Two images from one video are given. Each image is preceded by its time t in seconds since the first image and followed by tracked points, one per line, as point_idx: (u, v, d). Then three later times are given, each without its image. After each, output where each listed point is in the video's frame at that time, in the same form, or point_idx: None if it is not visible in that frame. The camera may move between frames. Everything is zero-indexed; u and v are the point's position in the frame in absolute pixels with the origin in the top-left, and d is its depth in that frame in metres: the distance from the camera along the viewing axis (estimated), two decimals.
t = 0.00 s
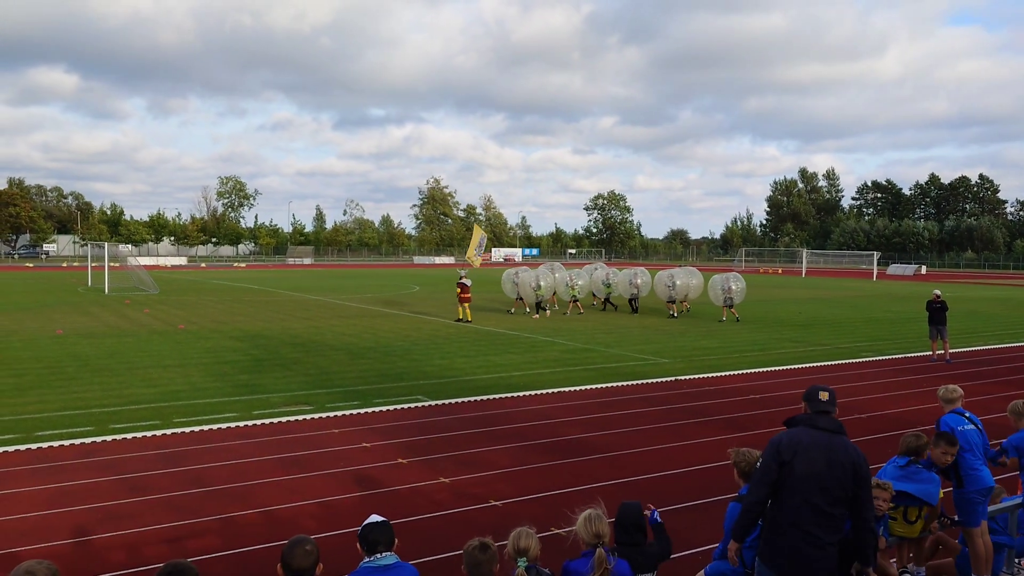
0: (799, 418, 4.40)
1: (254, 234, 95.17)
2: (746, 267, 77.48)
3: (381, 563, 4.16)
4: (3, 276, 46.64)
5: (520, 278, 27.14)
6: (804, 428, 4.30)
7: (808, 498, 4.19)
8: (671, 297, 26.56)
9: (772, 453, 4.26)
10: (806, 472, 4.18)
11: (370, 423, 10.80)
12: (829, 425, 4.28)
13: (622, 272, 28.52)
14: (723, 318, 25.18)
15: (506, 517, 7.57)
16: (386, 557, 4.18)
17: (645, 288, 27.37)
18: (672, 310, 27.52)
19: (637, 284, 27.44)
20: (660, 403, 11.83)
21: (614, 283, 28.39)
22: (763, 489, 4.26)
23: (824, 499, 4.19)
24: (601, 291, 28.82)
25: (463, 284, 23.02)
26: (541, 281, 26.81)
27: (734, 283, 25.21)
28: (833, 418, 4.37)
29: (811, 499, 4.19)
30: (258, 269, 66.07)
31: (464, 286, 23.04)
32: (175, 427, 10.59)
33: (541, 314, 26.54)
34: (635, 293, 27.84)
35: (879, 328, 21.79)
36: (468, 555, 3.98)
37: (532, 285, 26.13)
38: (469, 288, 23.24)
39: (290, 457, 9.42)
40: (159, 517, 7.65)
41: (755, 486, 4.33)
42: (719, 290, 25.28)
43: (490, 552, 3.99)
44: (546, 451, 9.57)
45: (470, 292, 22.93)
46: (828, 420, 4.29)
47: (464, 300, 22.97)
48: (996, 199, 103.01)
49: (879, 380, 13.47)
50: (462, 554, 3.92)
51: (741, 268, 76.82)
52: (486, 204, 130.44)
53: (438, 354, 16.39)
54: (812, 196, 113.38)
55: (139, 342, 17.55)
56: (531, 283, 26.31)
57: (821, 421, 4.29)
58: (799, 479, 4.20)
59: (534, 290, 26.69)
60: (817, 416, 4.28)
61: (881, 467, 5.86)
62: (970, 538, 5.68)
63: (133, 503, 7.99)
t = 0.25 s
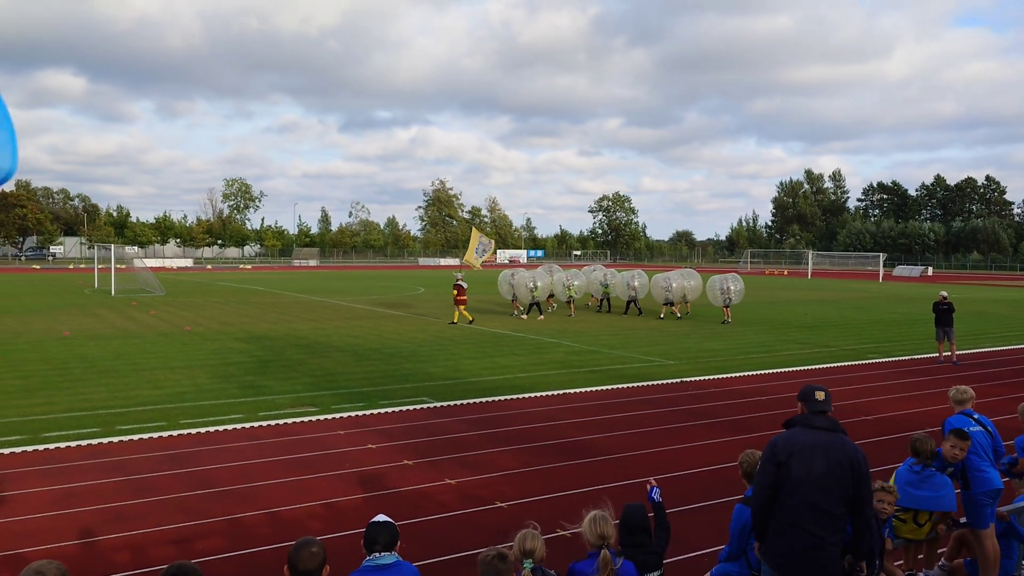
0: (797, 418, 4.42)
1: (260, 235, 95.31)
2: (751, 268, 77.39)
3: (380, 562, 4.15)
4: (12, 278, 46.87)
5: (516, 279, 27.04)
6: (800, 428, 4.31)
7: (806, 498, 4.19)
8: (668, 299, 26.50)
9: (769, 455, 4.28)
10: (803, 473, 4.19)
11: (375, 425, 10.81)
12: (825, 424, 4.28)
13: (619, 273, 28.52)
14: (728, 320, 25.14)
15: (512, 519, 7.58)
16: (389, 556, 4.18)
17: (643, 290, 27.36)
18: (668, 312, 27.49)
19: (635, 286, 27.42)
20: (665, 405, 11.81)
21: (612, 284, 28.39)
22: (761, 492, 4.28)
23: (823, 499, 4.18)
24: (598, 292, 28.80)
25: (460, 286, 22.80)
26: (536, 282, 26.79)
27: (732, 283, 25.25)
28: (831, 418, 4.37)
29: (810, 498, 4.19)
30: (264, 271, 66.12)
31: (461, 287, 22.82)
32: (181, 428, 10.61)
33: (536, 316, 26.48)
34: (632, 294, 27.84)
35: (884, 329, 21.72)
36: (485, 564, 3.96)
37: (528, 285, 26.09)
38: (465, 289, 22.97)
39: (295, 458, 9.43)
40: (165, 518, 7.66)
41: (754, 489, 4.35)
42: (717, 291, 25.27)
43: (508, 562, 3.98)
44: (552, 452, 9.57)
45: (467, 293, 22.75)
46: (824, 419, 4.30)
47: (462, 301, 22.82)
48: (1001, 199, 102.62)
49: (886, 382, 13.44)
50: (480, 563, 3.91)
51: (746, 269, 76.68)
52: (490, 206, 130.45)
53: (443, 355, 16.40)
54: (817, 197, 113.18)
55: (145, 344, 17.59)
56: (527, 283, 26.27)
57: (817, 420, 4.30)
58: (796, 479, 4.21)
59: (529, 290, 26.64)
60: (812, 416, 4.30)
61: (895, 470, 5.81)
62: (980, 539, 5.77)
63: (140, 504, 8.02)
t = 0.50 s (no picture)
0: (786, 420, 4.43)
1: (263, 237, 95.46)
2: (754, 270, 77.32)
3: (376, 564, 4.15)
4: (17, 279, 47.01)
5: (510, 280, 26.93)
6: (791, 429, 4.32)
7: (805, 498, 4.20)
8: (664, 301, 26.53)
9: (763, 459, 4.26)
10: (798, 473, 4.20)
11: (379, 426, 10.82)
12: (815, 422, 4.30)
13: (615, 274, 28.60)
14: (732, 322, 25.11)
15: (515, 520, 7.58)
16: (387, 557, 4.18)
17: (640, 290, 27.43)
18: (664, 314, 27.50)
19: (632, 286, 27.54)
20: (669, 406, 11.81)
21: (608, 285, 28.45)
22: (758, 495, 4.27)
23: (821, 498, 4.19)
24: (594, 294, 28.81)
25: (456, 287, 22.68)
26: (531, 284, 26.74)
27: (729, 287, 25.21)
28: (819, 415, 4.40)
29: (807, 498, 4.20)
30: (267, 273, 66.21)
31: (457, 289, 22.71)
32: (185, 429, 10.63)
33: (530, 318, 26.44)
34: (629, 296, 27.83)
35: (889, 331, 21.68)
36: (473, 553, 3.99)
37: (522, 287, 26.04)
38: (461, 291, 22.85)
39: (299, 459, 9.44)
40: (169, 519, 7.67)
41: (751, 493, 4.35)
42: (714, 293, 25.24)
43: (495, 552, 4.01)
44: (555, 454, 9.57)
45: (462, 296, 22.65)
46: (814, 418, 4.31)
47: (457, 303, 22.68)
48: (1006, 201, 102.34)
49: (890, 384, 13.42)
50: (465, 552, 3.96)
51: (749, 271, 76.60)
52: (494, 208, 130.54)
53: (447, 357, 16.40)
54: (821, 199, 113.09)
55: (149, 345, 17.64)
56: (520, 286, 26.20)
57: (807, 420, 4.31)
58: (792, 481, 4.21)
59: (523, 292, 26.56)
60: (802, 415, 4.31)
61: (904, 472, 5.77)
62: (984, 543, 5.76)
63: (144, 505, 8.03)
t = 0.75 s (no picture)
0: (771, 422, 4.47)
1: (269, 238, 95.67)
2: (759, 272, 77.24)
3: (378, 566, 4.13)
4: (24, 280, 47.20)
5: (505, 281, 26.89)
6: (779, 430, 4.37)
7: (802, 497, 4.25)
8: (661, 302, 26.52)
9: (757, 463, 4.28)
10: (792, 473, 4.24)
11: (384, 428, 10.83)
12: (800, 421, 4.37)
13: (613, 276, 28.58)
14: (736, 324, 25.10)
15: (519, 522, 7.57)
16: (388, 559, 4.16)
17: (638, 292, 27.37)
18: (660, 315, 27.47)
19: (629, 289, 27.50)
20: (673, 408, 11.80)
21: (605, 287, 28.43)
22: (755, 500, 4.29)
23: (817, 495, 4.25)
24: (592, 295, 28.81)
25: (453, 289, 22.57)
26: (526, 285, 26.71)
27: (725, 287, 25.18)
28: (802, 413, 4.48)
29: (803, 497, 4.25)
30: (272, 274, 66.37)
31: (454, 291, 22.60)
32: (191, 430, 10.65)
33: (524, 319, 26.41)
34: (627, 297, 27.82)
35: (894, 333, 21.64)
36: (475, 550, 3.97)
37: (516, 288, 26.02)
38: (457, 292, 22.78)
39: (304, 461, 9.45)
40: (175, 520, 7.69)
41: (747, 498, 4.36)
42: (711, 295, 25.22)
43: (498, 549, 3.99)
44: (559, 456, 9.57)
45: (459, 297, 22.59)
46: (798, 417, 4.38)
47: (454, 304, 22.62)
48: (1012, 202, 102.04)
49: (896, 386, 13.39)
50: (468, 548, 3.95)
51: (755, 273, 76.47)
52: (498, 209, 130.62)
53: (452, 358, 16.42)
54: (826, 200, 112.86)
55: (155, 346, 17.68)
56: (515, 286, 26.16)
57: (793, 420, 4.37)
58: (788, 481, 4.25)
59: (518, 293, 26.52)
60: (788, 416, 4.38)
61: (922, 473, 5.60)
62: (989, 545, 5.76)
63: (149, 507, 8.04)
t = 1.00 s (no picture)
0: (763, 424, 4.47)
1: (275, 240, 95.82)
2: (766, 273, 77.02)
3: (385, 568, 4.13)
4: (34, 281, 47.43)
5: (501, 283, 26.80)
6: (770, 433, 4.38)
7: (800, 496, 4.25)
8: (659, 304, 26.52)
9: (751, 468, 4.29)
10: (788, 474, 4.25)
11: (389, 429, 10.85)
12: (791, 421, 4.38)
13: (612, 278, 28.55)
14: (742, 326, 25.04)
15: (524, 523, 7.58)
16: (394, 561, 4.16)
17: (637, 294, 27.32)
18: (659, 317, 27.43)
19: (628, 291, 27.46)
20: (679, 410, 11.79)
21: (604, 289, 28.41)
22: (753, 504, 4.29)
23: (815, 493, 4.26)
24: (590, 297, 28.80)
25: (451, 290, 22.46)
26: (522, 287, 26.67)
27: (723, 289, 25.17)
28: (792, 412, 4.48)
29: (801, 497, 4.26)
30: (279, 276, 66.52)
31: (453, 292, 22.48)
32: (198, 431, 10.68)
33: (522, 321, 26.34)
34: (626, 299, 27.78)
35: (901, 334, 21.56)
36: (485, 553, 3.98)
37: (514, 289, 25.91)
38: (455, 294, 22.70)
39: (309, 462, 9.47)
40: (181, 521, 7.71)
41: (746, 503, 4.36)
42: (709, 296, 25.17)
43: (509, 552, 3.99)
44: (564, 457, 9.57)
45: (457, 299, 22.51)
46: (789, 418, 4.39)
47: (452, 306, 22.54)
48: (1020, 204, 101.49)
49: (903, 388, 13.34)
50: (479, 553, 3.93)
51: (761, 274, 76.28)
52: (505, 210, 130.65)
53: (458, 360, 16.42)
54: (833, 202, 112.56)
55: (163, 348, 17.74)
56: (512, 288, 26.10)
57: (784, 421, 4.38)
58: (784, 482, 4.26)
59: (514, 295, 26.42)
60: (778, 418, 4.38)
61: (939, 480, 5.49)
62: (999, 547, 5.76)
63: (155, 507, 8.07)
